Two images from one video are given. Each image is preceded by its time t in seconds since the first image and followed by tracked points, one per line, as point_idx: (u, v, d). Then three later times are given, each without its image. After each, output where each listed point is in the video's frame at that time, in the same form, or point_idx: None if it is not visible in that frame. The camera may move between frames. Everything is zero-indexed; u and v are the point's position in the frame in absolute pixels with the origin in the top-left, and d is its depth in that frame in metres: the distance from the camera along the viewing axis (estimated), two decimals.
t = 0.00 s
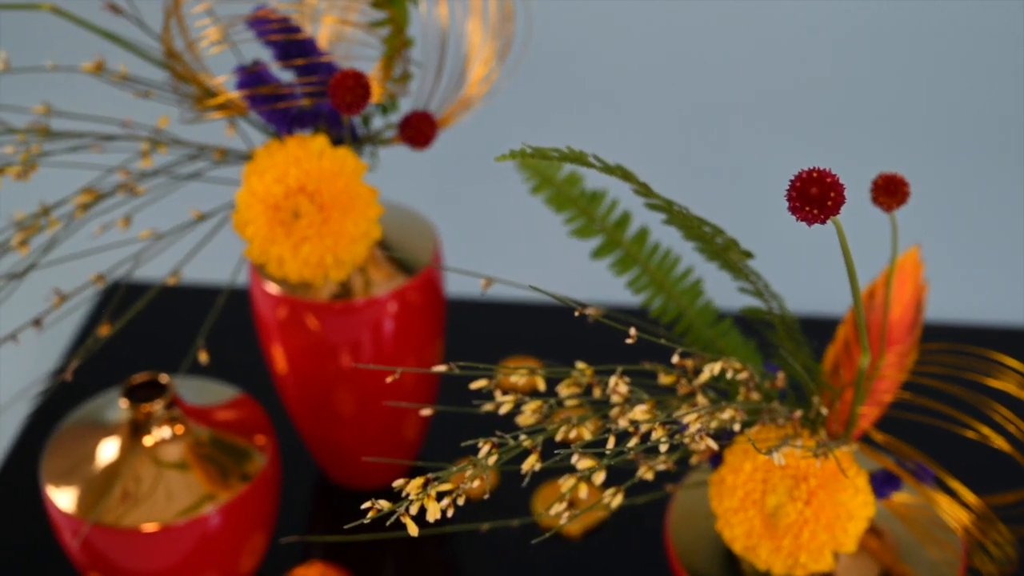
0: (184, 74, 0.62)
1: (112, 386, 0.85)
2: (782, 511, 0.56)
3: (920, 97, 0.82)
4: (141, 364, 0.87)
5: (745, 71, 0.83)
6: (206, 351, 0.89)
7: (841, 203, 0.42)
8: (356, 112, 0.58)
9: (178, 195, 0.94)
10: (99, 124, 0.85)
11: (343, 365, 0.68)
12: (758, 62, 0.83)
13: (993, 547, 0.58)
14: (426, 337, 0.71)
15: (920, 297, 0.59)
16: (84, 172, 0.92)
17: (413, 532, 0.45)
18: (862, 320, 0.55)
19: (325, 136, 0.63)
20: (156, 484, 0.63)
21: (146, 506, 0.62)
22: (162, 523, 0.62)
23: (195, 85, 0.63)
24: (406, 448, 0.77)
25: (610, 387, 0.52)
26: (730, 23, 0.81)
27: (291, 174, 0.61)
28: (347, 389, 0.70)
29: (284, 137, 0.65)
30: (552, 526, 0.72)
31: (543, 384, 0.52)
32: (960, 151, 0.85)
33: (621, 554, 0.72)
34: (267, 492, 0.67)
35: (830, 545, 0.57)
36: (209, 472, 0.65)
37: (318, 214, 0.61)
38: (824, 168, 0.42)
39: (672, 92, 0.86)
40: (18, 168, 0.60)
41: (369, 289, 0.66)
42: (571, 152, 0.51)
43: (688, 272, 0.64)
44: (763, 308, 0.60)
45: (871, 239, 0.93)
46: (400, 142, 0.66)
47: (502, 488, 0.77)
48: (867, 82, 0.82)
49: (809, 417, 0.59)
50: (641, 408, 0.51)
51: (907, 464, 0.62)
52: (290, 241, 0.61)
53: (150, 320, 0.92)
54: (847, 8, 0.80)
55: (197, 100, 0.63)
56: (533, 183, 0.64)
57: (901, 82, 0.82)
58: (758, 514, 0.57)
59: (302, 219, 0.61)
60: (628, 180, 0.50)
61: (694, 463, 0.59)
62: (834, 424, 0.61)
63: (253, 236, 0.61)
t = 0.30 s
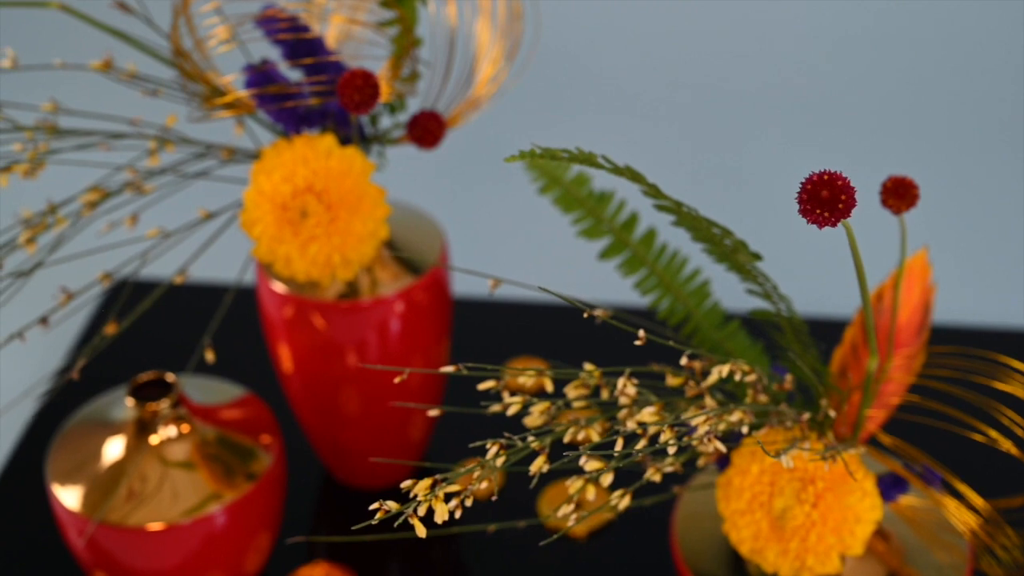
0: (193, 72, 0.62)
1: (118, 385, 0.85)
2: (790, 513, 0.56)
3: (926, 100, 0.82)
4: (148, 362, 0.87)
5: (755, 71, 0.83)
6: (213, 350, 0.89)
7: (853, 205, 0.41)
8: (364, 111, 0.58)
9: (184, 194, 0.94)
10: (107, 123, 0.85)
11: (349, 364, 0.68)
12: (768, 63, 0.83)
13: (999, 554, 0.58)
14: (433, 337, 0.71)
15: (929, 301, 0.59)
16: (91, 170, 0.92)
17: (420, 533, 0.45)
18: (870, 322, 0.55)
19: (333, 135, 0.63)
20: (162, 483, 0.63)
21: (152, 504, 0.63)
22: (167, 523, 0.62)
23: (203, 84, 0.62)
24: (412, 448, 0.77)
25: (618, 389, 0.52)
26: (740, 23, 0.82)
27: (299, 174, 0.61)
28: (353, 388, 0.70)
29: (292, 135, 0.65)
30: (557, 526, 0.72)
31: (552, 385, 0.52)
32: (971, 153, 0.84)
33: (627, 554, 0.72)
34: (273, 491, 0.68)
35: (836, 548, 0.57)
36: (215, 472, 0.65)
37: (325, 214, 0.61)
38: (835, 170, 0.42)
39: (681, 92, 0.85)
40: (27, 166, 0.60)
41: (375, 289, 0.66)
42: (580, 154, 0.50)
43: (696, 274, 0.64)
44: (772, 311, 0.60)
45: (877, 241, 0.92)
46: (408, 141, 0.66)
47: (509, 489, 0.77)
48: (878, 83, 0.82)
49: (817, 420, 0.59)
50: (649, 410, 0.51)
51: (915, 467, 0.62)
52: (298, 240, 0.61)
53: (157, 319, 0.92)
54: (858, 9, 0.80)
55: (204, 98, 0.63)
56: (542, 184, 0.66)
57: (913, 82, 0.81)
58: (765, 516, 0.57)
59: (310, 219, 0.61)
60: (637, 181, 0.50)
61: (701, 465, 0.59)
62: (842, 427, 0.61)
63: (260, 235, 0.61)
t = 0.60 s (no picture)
0: (203, 75, 0.62)
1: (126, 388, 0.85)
2: (802, 517, 0.56)
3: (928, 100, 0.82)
4: (157, 364, 0.87)
5: (762, 72, 0.83)
6: (222, 353, 0.89)
7: (870, 209, 0.41)
8: (375, 114, 0.58)
9: (194, 196, 0.94)
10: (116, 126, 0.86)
11: (358, 367, 0.68)
12: (774, 63, 0.82)
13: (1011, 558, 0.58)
14: (442, 339, 0.70)
15: (940, 303, 0.59)
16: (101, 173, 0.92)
17: (435, 538, 0.45)
18: (884, 324, 0.55)
19: (343, 137, 0.62)
20: (171, 486, 0.63)
21: (161, 507, 0.62)
22: (176, 526, 0.62)
23: (213, 87, 0.62)
24: (421, 451, 0.77)
25: (631, 393, 0.52)
26: (745, 23, 0.81)
27: (309, 176, 0.60)
28: (362, 391, 0.70)
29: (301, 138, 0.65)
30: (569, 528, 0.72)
31: (564, 389, 0.51)
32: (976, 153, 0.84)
33: (637, 557, 0.72)
34: (282, 495, 0.67)
35: (849, 552, 0.56)
36: (224, 475, 0.64)
37: (335, 216, 0.61)
38: (851, 175, 0.42)
39: (687, 93, 0.85)
40: (36, 168, 0.60)
41: (384, 291, 0.66)
42: (593, 156, 0.50)
43: (706, 276, 0.64)
44: (783, 314, 0.60)
45: (886, 243, 0.92)
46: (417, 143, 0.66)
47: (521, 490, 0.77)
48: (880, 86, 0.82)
49: (830, 423, 0.59)
50: (662, 414, 0.51)
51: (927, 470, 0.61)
52: (307, 243, 0.61)
53: (166, 321, 0.92)
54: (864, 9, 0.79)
55: (213, 101, 0.63)
56: (551, 187, 0.66)
57: (918, 83, 0.81)
58: (777, 520, 0.57)
59: (320, 222, 0.60)
60: (650, 184, 0.50)
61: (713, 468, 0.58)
62: (854, 430, 0.61)
63: (270, 238, 0.61)
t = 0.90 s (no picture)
0: (216, 79, 0.62)
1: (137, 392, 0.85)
2: (818, 522, 0.56)
3: (926, 98, 0.84)
4: (168, 367, 0.87)
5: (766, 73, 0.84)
6: (235, 357, 0.89)
7: (893, 217, 0.41)
8: (391, 119, 0.58)
9: (207, 199, 0.94)
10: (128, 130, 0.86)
11: (369, 370, 0.68)
12: (776, 63, 0.83)
13: None
14: (454, 342, 0.70)
15: (955, 306, 0.59)
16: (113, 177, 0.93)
17: (455, 545, 0.45)
18: (900, 328, 0.55)
19: (357, 141, 0.62)
20: (183, 491, 0.63)
21: (174, 513, 0.62)
22: (189, 531, 0.62)
23: (226, 90, 0.62)
24: (432, 454, 0.76)
25: (648, 398, 0.51)
26: (746, 24, 0.82)
27: (323, 181, 0.60)
28: (374, 394, 0.70)
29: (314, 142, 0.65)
30: (583, 528, 0.73)
31: (581, 394, 0.51)
32: (972, 149, 0.86)
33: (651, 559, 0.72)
34: (295, 499, 0.67)
35: (865, 557, 0.56)
36: (237, 480, 0.64)
37: (350, 220, 0.60)
38: (873, 182, 0.42)
39: (691, 94, 0.86)
40: (49, 173, 0.59)
41: (397, 295, 0.66)
42: (612, 162, 0.50)
43: (720, 281, 0.64)
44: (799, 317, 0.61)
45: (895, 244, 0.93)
46: (430, 147, 0.66)
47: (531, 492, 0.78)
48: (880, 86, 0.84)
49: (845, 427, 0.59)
50: (680, 419, 0.50)
51: (943, 473, 0.61)
52: (322, 247, 0.61)
53: (177, 324, 0.92)
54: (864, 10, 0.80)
55: (227, 104, 0.63)
56: (564, 190, 0.65)
57: (915, 81, 0.83)
58: (793, 525, 0.56)
59: (335, 226, 0.60)
60: (668, 190, 0.50)
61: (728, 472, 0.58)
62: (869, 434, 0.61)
63: (284, 242, 0.61)
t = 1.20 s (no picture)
0: (226, 81, 0.62)
1: (143, 392, 0.85)
2: (830, 527, 0.55)
3: (918, 96, 0.89)
4: (174, 369, 0.87)
5: (763, 75, 0.89)
6: (243, 361, 0.89)
7: (911, 222, 0.41)
8: (402, 122, 0.58)
9: (218, 201, 0.96)
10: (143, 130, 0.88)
11: (377, 373, 0.68)
12: (774, 61, 0.89)
13: None
14: (462, 345, 0.70)
15: (965, 309, 0.59)
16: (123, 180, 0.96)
17: (469, 552, 0.44)
18: (913, 331, 0.54)
19: (367, 144, 0.62)
20: (190, 495, 0.62)
21: (181, 517, 0.62)
22: (196, 535, 0.62)
23: (236, 93, 0.62)
24: (439, 456, 0.76)
25: (661, 403, 0.50)
26: (746, 20, 0.86)
27: (334, 184, 0.60)
28: (382, 396, 0.69)
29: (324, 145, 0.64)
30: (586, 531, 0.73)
31: (594, 399, 0.50)
32: (964, 146, 0.91)
33: (658, 555, 0.73)
34: (302, 503, 0.67)
35: (878, 562, 0.56)
36: (245, 484, 0.64)
37: (360, 223, 0.60)
38: (891, 188, 0.42)
39: (692, 95, 0.91)
40: (59, 176, 0.59)
41: (405, 298, 0.65)
42: (626, 165, 0.50)
43: (730, 284, 0.64)
44: (810, 322, 0.61)
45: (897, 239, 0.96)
46: (439, 149, 0.66)
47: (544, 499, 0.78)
48: (878, 83, 0.89)
49: (859, 432, 0.58)
50: (693, 425, 0.50)
51: (953, 478, 0.60)
52: (332, 249, 0.60)
53: (183, 326, 0.92)
54: (859, 12, 0.85)
55: (236, 106, 0.62)
56: (574, 193, 0.64)
57: (905, 78, 0.88)
58: (805, 529, 0.56)
59: (345, 229, 0.60)
60: (682, 195, 0.50)
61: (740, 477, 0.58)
62: (880, 438, 0.61)
63: (294, 245, 0.61)
